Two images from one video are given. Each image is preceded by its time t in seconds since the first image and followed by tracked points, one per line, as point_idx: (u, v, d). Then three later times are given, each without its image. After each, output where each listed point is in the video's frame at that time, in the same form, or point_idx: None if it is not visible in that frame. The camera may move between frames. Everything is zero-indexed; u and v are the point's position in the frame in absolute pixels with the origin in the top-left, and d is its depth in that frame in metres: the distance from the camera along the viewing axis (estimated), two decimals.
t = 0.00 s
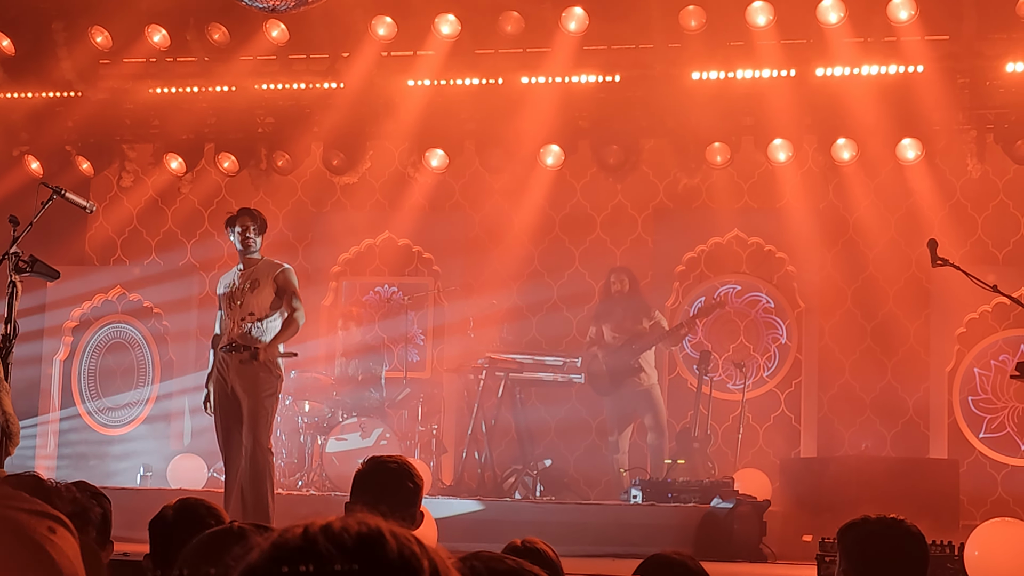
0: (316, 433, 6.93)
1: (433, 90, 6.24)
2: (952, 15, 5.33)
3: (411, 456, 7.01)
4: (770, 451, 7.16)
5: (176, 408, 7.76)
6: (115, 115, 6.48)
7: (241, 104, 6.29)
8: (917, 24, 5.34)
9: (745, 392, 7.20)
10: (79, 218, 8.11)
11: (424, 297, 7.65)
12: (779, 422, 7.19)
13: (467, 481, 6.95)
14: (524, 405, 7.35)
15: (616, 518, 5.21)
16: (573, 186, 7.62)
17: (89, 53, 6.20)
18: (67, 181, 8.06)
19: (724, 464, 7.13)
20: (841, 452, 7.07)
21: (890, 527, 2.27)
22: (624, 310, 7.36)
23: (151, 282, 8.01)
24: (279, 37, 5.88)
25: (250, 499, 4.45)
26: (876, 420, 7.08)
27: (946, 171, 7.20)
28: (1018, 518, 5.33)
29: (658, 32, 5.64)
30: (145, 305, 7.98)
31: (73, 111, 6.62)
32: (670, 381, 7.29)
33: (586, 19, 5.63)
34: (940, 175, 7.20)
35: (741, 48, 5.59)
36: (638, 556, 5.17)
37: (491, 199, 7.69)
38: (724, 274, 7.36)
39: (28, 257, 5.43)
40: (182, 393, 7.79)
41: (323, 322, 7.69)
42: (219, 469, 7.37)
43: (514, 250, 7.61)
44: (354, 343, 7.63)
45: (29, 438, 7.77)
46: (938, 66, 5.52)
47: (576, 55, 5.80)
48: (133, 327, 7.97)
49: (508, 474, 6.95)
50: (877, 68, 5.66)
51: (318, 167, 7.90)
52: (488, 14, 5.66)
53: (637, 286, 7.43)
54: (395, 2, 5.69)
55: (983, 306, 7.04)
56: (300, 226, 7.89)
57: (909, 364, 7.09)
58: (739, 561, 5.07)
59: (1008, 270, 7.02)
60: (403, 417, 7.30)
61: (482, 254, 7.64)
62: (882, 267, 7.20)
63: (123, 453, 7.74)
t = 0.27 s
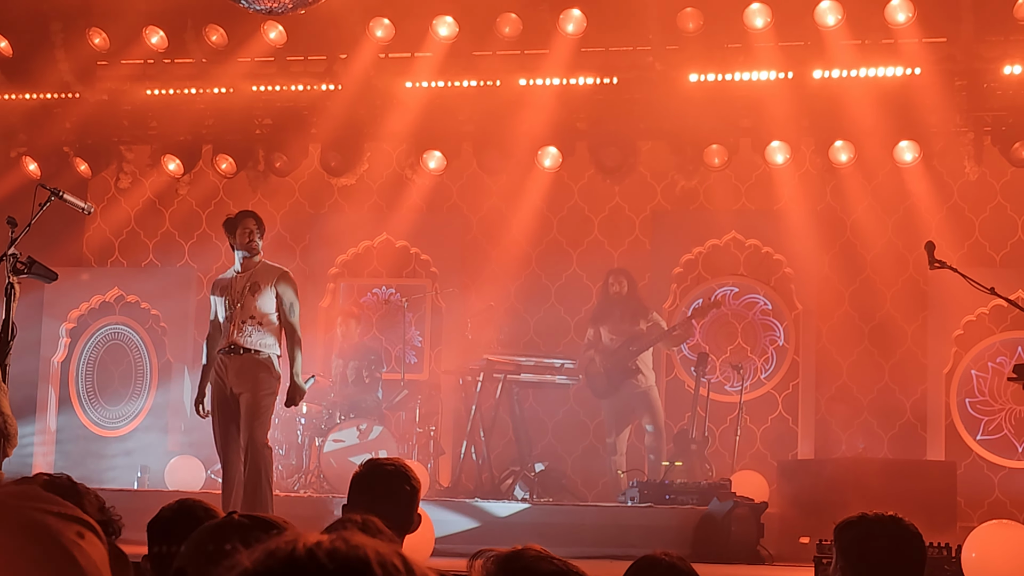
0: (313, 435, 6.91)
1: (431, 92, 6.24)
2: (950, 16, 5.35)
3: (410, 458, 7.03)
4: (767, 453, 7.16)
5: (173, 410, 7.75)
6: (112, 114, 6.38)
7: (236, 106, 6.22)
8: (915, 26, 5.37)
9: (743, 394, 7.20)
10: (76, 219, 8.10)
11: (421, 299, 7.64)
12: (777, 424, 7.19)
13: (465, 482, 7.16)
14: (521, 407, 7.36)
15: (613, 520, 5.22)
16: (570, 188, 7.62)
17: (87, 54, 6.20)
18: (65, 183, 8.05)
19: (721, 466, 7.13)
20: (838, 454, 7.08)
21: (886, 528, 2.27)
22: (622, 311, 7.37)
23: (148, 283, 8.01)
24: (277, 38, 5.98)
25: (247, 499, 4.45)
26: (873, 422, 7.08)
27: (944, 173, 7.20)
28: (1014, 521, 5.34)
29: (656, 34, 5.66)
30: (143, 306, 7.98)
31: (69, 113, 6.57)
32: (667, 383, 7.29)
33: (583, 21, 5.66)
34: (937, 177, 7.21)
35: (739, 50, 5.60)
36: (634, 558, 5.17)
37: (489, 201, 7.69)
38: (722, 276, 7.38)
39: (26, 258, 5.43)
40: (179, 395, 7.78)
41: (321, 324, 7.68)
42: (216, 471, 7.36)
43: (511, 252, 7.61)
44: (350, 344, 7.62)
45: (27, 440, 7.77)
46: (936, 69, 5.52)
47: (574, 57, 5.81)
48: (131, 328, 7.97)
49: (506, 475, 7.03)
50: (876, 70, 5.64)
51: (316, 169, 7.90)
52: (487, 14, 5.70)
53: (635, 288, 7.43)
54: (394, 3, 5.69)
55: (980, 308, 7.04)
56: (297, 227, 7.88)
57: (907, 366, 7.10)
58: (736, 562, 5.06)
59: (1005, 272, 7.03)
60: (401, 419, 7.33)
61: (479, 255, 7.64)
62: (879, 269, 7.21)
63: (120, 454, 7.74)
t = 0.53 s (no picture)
0: (311, 436, 6.86)
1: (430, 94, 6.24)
2: (948, 18, 5.37)
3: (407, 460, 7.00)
4: (764, 455, 7.16)
5: (171, 411, 7.76)
6: (110, 113, 6.37)
7: (235, 106, 6.21)
8: (913, 29, 5.39)
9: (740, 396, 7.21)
10: (74, 220, 8.10)
11: (419, 300, 7.64)
12: (775, 426, 7.19)
13: (462, 484, 7.10)
14: (519, 409, 7.36)
15: (610, 522, 5.22)
16: (568, 190, 7.62)
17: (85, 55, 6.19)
18: (62, 183, 8.04)
19: (719, 468, 7.13)
20: (835, 455, 7.10)
21: (881, 531, 2.26)
22: (619, 314, 7.38)
23: (146, 284, 8.01)
24: (276, 40, 5.96)
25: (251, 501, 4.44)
26: (871, 425, 7.09)
27: (941, 176, 7.21)
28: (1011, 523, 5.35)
29: (654, 36, 5.67)
30: (141, 307, 7.98)
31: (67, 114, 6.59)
32: (665, 384, 7.29)
33: (581, 23, 5.69)
34: (934, 180, 7.22)
35: (737, 52, 5.61)
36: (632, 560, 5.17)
37: (487, 202, 7.69)
38: (720, 278, 7.38)
39: (23, 259, 5.41)
40: (177, 395, 7.78)
41: (318, 325, 7.68)
42: (213, 472, 7.35)
43: (510, 253, 7.61)
44: (348, 345, 7.62)
45: (24, 441, 7.74)
46: (935, 71, 5.50)
47: (573, 59, 5.81)
48: (128, 330, 7.96)
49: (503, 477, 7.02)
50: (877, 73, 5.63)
51: (313, 170, 7.89)
52: (486, 16, 5.72)
53: (632, 290, 7.43)
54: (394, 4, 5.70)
55: (978, 311, 7.05)
56: (295, 229, 7.87)
57: (904, 368, 7.11)
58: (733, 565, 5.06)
59: (1003, 274, 7.05)
60: (399, 420, 7.36)
61: (477, 256, 7.64)
62: (877, 271, 7.22)
63: (118, 456, 7.74)
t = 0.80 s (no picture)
0: (308, 436, 6.94)
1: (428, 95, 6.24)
2: (946, 21, 5.38)
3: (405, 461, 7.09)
4: (762, 457, 7.15)
5: (168, 412, 7.75)
6: (108, 114, 6.38)
7: (233, 107, 6.22)
8: (911, 31, 5.36)
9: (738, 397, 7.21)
10: (71, 220, 8.09)
11: (417, 302, 7.64)
12: (772, 427, 7.18)
13: (459, 485, 7.10)
14: (517, 410, 7.35)
15: (606, 524, 5.23)
16: (566, 192, 7.62)
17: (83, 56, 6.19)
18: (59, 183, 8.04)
19: (716, 469, 7.13)
20: (833, 457, 7.09)
21: (881, 534, 2.27)
22: (616, 315, 7.38)
23: (143, 285, 7.99)
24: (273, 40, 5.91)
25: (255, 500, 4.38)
26: (868, 427, 7.09)
27: (939, 178, 7.21)
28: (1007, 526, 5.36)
29: (652, 37, 5.68)
30: (137, 308, 7.97)
31: (65, 114, 6.59)
32: (663, 386, 7.29)
33: (580, 25, 5.67)
34: (932, 182, 7.22)
35: (734, 54, 5.60)
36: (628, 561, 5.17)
37: (485, 203, 7.69)
38: (717, 280, 7.38)
39: (20, 259, 5.41)
40: (173, 395, 7.77)
41: (315, 326, 7.68)
42: (210, 473, 7.34)
43: (507, 255, 7.61)
44: (346, 346, 7.63)
45: (21, 441, 7.72)
46: (936, 72, 5.51)
47: (571, 60, 5.82)
48: (125, 330, 7.95)
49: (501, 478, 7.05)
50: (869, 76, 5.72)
51: (311, 171, 7.89)
52: (484, 17, 5.72)
53: (628, 291, 7.43)
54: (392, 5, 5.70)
55: (975, 313, 7.05)
56: (292, 229, 7.86)
57: (901, 370, 7.11)
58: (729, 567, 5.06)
59: (1000, 277, 7.06)
60: (396, 421, 7.38)
61: (474, 257, 7.64)
62: (874, 273, 7.22)
63: (115, 456, 7.73)
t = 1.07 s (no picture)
0: (306, 440, 6.86)
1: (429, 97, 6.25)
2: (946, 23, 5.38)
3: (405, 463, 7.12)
4: (761, 460, 7.14)
5: (168, 413, 7.76)
6: (108, 117, 6.38)
7: (234, 111, 6.23)
8: (911, 34, 5.40)
9: (737, 400, 7.21)
10: (71, 222, 8.09)
11: (416, 304, 7.64)
12: (771, 430, 7.18)
13: (458, 487, 7.13)
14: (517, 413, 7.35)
15: (605, 526, 5.24)
16: (566, 194, 7.62)
17: (83, 57, 6.21)
18: (59, 185, 8.04)
19: (716, 472, 7.12)
20: (832, 460, 7.08)
21: (885, 535, 2.26)
22: (614, 318, 7.37)
23: (142, 286, 7.99)
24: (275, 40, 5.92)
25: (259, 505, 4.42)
26: (867, 430, 7.09)
27: (939, 181, 7.21)
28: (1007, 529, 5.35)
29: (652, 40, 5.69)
30: (137, 309, 7.97)
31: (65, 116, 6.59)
32: (662, 388, 7.29)
33: (580, 27, 5.65)
34: (932, 185, 7.22)
35: (737, 57, 5.63)
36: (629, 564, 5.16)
37: (484, 206, 7.69)
38: (717, 283, 7.38)
39: (20, 261, 5.40)
40: (173, 398, 7.77)
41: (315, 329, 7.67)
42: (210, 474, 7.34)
43: (507, 257, 7.61)
44: (346, 349, 7.62)
45: (19, 443, 7.68)
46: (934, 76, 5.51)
47: (571, 63, 5.82)
48: (125, 331, 7.94)
49: (501, 481, 7.08)
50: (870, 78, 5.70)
51: (311, 173, 7.89)
52: (484, 19, 5.72)
53: (628, 294, 7.42)
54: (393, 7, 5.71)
55: (974, 316, 7.05)
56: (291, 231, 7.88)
57: (901, 373, 7.12)
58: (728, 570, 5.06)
59: (1000, 280, 7.06)
60: (395, 424, 7.30)
61: (474, 260, 7.64)
62: (873, 277, 7.23)
63: (114, 457, 7.73)
